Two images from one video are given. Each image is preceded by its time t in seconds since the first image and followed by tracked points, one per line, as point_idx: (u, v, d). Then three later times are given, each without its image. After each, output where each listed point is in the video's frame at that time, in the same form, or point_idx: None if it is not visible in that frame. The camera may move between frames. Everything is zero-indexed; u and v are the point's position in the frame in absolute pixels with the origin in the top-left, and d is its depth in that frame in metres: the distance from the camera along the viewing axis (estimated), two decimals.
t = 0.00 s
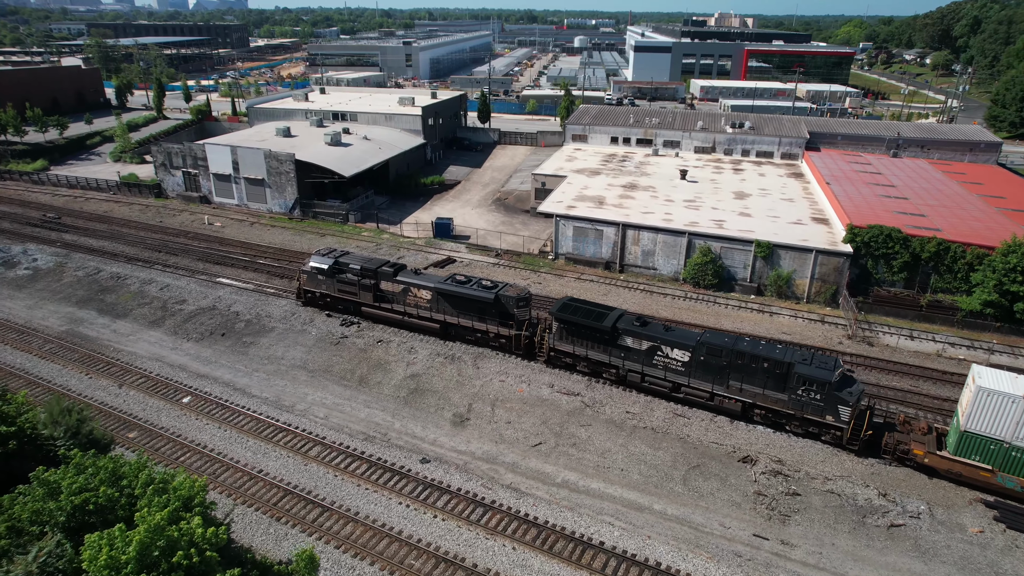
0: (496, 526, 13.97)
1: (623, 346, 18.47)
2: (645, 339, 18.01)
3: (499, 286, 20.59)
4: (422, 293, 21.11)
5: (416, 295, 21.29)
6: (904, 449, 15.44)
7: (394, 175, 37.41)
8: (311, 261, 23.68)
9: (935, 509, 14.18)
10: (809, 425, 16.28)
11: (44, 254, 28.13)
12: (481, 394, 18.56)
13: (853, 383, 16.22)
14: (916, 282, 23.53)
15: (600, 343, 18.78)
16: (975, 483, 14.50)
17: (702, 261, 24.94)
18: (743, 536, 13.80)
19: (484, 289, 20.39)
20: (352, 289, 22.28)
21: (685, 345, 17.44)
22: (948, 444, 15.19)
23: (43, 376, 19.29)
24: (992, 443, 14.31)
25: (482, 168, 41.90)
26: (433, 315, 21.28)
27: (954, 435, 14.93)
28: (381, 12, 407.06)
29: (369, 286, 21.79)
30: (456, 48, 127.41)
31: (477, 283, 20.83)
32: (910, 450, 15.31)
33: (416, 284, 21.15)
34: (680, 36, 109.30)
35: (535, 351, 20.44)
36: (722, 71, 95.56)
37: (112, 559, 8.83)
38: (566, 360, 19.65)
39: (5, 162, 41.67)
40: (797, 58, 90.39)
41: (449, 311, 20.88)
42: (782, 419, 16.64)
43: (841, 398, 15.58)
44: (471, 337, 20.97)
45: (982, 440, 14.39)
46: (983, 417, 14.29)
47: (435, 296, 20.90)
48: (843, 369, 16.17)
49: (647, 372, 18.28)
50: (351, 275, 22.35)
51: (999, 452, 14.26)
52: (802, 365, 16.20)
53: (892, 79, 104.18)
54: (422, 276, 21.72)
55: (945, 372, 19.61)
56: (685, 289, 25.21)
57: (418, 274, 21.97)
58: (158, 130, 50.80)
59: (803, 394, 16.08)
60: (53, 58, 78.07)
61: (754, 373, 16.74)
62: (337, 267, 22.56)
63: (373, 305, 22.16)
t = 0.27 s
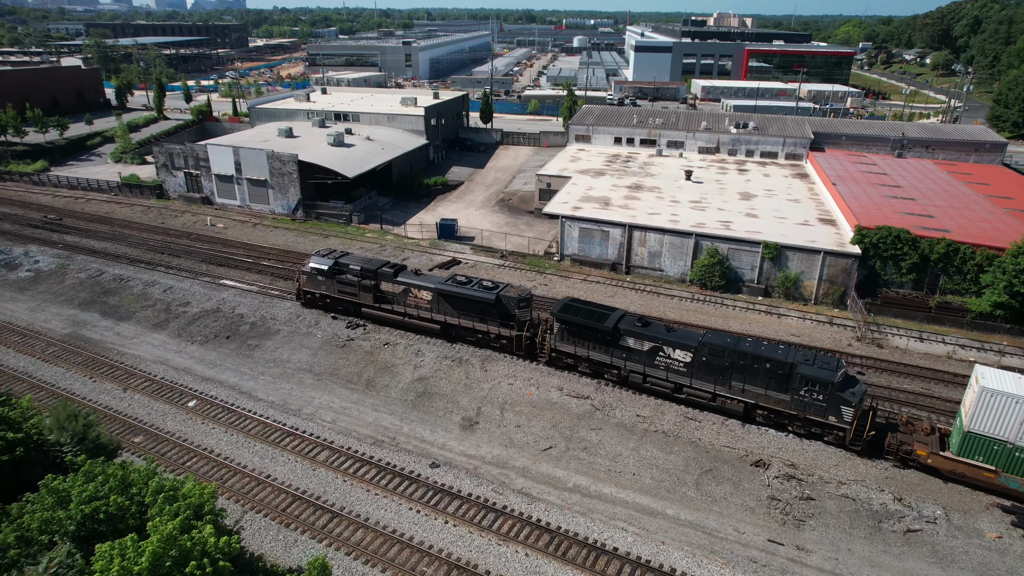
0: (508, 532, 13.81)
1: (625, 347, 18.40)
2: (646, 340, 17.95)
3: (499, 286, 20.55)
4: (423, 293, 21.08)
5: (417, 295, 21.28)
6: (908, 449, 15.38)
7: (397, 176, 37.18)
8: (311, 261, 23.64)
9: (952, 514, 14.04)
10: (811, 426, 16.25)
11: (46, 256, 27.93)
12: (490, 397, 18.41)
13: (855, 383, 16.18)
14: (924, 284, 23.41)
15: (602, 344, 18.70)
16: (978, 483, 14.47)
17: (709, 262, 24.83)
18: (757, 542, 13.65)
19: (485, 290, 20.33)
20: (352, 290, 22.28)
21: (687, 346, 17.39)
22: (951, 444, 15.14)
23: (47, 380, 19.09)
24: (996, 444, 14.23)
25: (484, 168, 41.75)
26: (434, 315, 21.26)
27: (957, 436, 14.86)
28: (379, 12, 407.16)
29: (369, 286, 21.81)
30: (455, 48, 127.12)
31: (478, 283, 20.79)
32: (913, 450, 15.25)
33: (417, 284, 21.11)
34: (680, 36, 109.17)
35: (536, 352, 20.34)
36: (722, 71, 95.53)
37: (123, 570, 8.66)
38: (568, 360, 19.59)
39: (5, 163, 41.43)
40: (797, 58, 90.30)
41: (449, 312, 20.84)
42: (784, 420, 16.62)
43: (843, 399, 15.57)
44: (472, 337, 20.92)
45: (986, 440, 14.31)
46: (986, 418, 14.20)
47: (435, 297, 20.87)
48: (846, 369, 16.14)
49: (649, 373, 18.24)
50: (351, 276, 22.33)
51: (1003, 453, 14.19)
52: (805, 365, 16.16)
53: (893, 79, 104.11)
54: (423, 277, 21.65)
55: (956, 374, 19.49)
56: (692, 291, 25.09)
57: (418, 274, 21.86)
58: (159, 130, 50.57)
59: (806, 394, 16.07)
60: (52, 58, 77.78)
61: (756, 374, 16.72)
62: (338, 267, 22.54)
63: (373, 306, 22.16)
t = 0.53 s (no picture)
0: (521, 538, 13.65)
1: (627, 347, 18.33)
2: (648, 340, 17.89)
3: (500, 287, 20.59)
4: (424, 294, 21.07)
5: (417, 296, 21.25)
6: (911, 450, 15.35)
7: (401, 177, 36.94)
8: (311, 262, 23.61)
9: (969, 519, 13.90)
10: (814, 427, 16.22)
11: (48, 257, 27.73)
12: (499, 401, 18.25)
13: (859, 384, 16.10)
14: (933, 285, 23.29)
15: (603, 345, 18.66)
16: (982, 484, 14.46)
17: (717, 264, 24.69)
18: (772, 547, 13.48)
19: (486, 290, 20.34)
20: (352, 291, 22.22)
21: (689, 347, 17.34)
22: (955, 445, 15.11)
23: (51, 383, 18.90)
24: (1000, 445, 14.18)
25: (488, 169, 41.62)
26: (435, 316, 21.23)
27: (961, 437, 14.81)
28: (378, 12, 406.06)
29: (369, 287, 21.76)
30: (455, 48, 126.81)
31: (479, 284, 20.80)
32: (916, 451, 15.21)
33: (418, 285, 21.08)
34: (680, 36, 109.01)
35: (537, 353, 20.38)
36: (723, 71, 95.47)
37: None
38: (569, 361, 19.55)
39: (6, 164, 41.22)
40: (798, 58, 90.19)
41: (450, 313, 20.83)
42: (787, 421, 16.58)
43: (846, 400, 15.48)
44: (473, 338, 20.87)
45: (990, 441, 14.26)
46: (991, 419, 14.14)
47: (436, 297, 20.86)
48: (849, 370, 16.09)
49: (651, 373, 18.18)
50: (352, 277, 22.27)
51: (1007, 454, 14.13)
52: (807, 366, 16.11)
53: (893, 79, 104.00)
54: (424, 277, 21.65)
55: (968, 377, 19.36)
56: (699, 292, 24.95)
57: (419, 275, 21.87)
58: (160, 131, 50.34)
59: (809, 395, 16.01)
60: (52, 58, 77.52)
61: (759, 375, 16.67)
62: (338, 268, 22.49)
63: (374, 307, 22.09)
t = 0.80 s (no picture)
0: (533, 545, 13.47)
1: (629, 348, 18.25)
2: (650, 342, 17.81)
3: (502, 288, 20.51)
4: (424, 296, 20.99)
5: (418, 297, 21.18)
6: (915, 452, 15.25)
7: (404, 178, 36.80)
8: (310, 264, 23.48)
9: (986, 525, 13.74)
10: (817, 428, 16.19)
11: (50, 259, 27.54)
12: (508, 405, 18.09)
13: (862, 386, 16.06)
14: (943, 287, 23.18)
15: (605, 346, 18.58)
16: (985, 486, 14.46)
17: (724, 266, 24.57)
18: (787, 554, 13.31)
19: (488, 292, 20.28)
20: (353, 292, 22.06)
21: (691, 348, 17.25)
22: (958, 447, 15.07)
23: (55, 387, 18.71)
24: (1004, 447, 14.16)
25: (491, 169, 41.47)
26: (436, 318, 21.14)
27: (964, 438, 14.78)
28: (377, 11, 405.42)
29: (369, 289, 21.61)
30: (455, 48, 126.62)
31: (480, 285, 20.71)
32: (920, 453, 15.14)
33: (418, 287, 20.97)
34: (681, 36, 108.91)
35: (539, 354, 20.29)
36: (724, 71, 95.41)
37: None
38: (571, 363, 19.48)
39: (6, 164, 40.99)
40: (799, 58, 90.08)
41: (451, 314, 20.75)
42: (791, 422, 16.54)
43: (850, 401, 15.42)
44: (474, 339, 20.79)
45: (994, 443, 14.24)
46: (994, 420, 14.12)
47: (437, 299, 20.76)
48: (852, 372, 16.04)
49: (653, 375, 18.10)
50: (351, 278, 22.13)
51: (1011, 455, 14.11)
52: (810, 367, 16.04)
53: (894, 79, 103.90)
54: (424, 279, 21.57)
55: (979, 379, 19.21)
56: (706, 294, 24.81)
57: (419, 277, 21.83)
58: (161, 131, 50.11)
59: (811, 397, 15.96)
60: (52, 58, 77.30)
61: (762, 376, 16.59)
62: (337, 270, 22.34)
63: (374, 308, 21.96)
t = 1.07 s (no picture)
0: (546, 552, 13.30)
1: (631, 350, 18.21)
2: (652, 343, 17.77)
3: (503, 290, 20.51)
4: (425, 297, 20.93)
5: (418, 298, 21.09)
6: (918, 453, 15.23)
7: (408, 179, 36.66)
8: (310, 264, 23.42)
9: (1004, 531, 13.58)
10: (820, 429, 16.12)
11: (52, 261, 27.34)
12: (517, 409, 17.93)
13: (864, 386, 16.03)
14: (953, 289, 23.02)
15: (607, 347, 18.53)
16: (989, 488, 14.42)
17: (732, 267, 24.39)
18: (803, 560, 13.14)
19: (489, 293, 20.26)
20: (352, 293, 21.95)
21: (693, 349, 17.22)
22: (962, 448, 15.04)
23: (59, 392, 18.51)
24: (1008, 448, 14.15)
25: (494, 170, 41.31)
26: (437, 319, 21.06)
27: (968, 440, 14.78)
28: (376, 11, 404.93)
29: (369, 290, 21.55)
30: (454, 48, 126.38)
31: (481, 286, 20.71)
32: (924, 455, 15.11)
33: (419, 288, 20.91)
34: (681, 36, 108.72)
35: (540, 355, 20.23)
36: (726, 71, 95.29)
37: None
38: (572, 364, 19.42)
39: (7, 165, 40.78)
40: (800, 57, 89.90)
41: (452, 316, 20.69)
42: (793, 423, 16.49)
43: (853, 402, 15.37)
44: (475, 341, 20.74)
45: (998, 444, 14.23)
46: (999, 422, 14.11)
47: (438, 300, 20.73)
48: (855, 373, 16.00)
49: (655, 376, 18.04)
50: (351, 279, 22.03)
51: (1015, 457, 14.10)
52: (813, 369, 16.00)
53: (895, 79, 103.71)
54: (424, 280, 21.52)
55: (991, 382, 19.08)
56: (714, 296, 24.65)
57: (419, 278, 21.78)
58: (162, 132, 49.90)
59: (814, 398, 15.90)
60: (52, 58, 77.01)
61: (764, 377, 16.55)
62: (337, 270, 22.23)
63: (374, 309, 21.89)
